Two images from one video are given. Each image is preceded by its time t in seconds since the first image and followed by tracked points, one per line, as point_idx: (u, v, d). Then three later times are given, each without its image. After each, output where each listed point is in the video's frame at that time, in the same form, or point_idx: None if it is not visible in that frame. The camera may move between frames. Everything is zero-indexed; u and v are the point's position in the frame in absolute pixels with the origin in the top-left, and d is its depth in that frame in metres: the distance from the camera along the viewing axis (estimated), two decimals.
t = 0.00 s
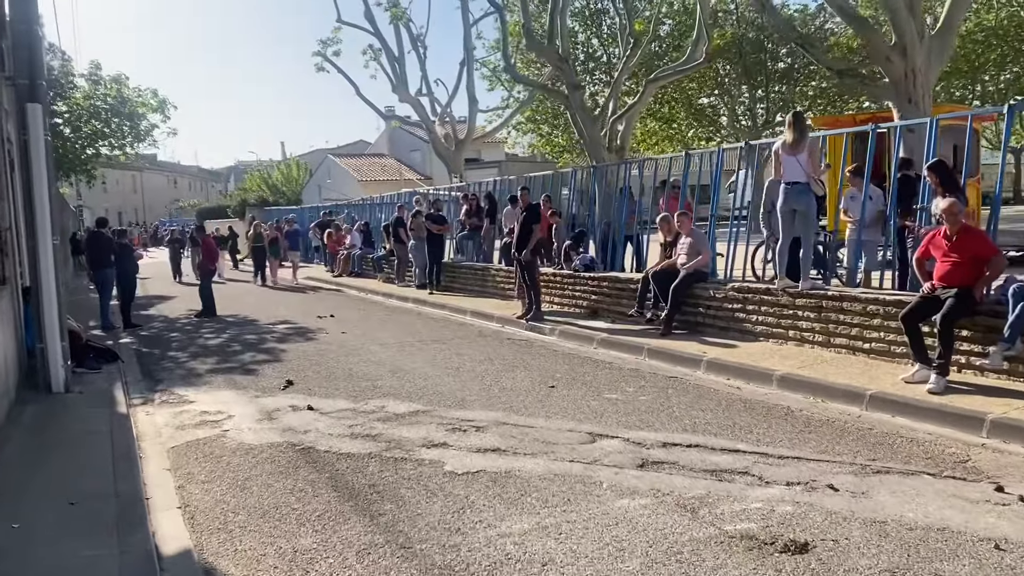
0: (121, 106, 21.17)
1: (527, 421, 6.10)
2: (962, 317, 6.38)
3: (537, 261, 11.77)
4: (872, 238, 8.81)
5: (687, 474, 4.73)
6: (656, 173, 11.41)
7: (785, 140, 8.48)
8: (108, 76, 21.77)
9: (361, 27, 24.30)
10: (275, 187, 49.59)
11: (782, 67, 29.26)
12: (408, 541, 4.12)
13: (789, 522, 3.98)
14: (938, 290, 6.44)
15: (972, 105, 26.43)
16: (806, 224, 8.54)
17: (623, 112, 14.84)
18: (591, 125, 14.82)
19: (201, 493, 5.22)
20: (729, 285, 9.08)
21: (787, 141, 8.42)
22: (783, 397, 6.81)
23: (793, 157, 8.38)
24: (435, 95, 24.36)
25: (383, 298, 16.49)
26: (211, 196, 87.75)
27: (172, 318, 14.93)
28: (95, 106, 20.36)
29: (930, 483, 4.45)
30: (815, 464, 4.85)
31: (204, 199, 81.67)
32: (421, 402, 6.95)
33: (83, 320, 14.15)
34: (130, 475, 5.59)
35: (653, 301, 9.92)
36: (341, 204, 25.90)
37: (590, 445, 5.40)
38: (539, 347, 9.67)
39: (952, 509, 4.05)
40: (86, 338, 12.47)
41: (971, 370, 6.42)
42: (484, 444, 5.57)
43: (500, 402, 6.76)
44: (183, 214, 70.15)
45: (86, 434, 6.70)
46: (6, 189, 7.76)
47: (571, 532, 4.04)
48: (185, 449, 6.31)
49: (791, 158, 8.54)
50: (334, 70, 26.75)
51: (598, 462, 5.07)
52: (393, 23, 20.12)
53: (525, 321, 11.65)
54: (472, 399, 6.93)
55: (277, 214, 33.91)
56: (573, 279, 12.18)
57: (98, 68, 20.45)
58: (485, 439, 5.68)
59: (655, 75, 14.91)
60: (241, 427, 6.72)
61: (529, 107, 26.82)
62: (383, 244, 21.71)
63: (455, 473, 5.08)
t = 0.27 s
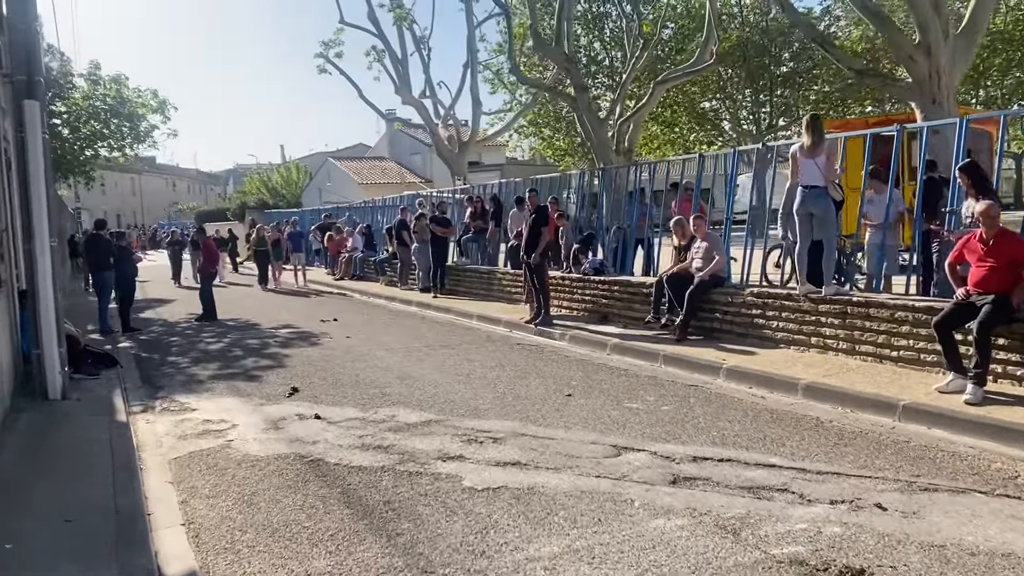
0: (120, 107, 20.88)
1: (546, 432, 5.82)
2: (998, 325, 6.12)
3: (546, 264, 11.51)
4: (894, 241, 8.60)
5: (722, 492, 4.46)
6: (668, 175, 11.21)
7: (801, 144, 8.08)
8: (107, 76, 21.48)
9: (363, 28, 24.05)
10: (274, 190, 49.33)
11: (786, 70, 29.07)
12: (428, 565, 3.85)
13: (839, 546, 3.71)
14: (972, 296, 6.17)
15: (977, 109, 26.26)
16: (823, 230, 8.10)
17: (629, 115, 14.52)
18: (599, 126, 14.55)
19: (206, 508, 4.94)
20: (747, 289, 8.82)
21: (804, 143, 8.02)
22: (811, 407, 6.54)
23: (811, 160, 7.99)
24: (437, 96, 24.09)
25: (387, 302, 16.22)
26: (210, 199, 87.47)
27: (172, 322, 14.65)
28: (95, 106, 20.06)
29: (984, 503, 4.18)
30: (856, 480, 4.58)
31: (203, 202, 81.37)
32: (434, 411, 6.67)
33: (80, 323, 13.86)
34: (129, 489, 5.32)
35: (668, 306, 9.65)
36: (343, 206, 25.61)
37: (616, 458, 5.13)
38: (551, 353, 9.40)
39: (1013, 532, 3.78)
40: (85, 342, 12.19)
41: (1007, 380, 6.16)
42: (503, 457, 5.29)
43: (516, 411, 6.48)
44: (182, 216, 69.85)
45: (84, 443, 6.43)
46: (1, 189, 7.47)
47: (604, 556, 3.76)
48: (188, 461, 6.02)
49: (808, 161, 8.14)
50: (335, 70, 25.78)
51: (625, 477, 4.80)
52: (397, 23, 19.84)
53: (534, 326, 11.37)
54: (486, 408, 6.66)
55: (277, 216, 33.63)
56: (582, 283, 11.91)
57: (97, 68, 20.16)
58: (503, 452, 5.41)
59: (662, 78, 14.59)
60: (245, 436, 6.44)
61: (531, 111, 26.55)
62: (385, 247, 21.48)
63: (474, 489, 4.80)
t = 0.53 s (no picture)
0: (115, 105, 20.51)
1: (563, 447, 5.55)
2: None
3: (553, 269, 11.24)
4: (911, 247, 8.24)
5: (757, 515, 4.19)
6: (677, 177, 10.96)
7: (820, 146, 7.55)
8: (103, 73, 21.11)
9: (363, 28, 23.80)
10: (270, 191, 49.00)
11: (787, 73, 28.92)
12: None
13: None
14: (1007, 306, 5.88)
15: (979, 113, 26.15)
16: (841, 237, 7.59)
17: (638, 115, 14.34)
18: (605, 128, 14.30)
19: (205, 530, 4.65)
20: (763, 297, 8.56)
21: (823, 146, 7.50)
22: (837, 420, 6.28)
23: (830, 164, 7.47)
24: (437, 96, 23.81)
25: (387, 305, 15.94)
26: (205, 199, 87.06)
27: (167, 325, 14.32)
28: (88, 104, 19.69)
29: None
30: (899, 503, 4.31)
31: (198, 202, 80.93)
32: (443, 423, 6.38)
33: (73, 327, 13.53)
34: (124, 507, 5.02)
35: (680, 313, 9.38)
36: (341, 208, 25.31)
37: (640, 477, 4.86)
38: (560, 361, 9.13)
39: None
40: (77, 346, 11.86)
41: None
42: (520, 474, 5.01)
43: (529, 424, 6.20)
44: (177, 216, 69.43)
45: (75, 456, 6.12)
46: None
47: None
48: (185, 475, 5.72)
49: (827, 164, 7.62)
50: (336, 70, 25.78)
51: (651, 497, 4.53)
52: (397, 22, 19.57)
53: (540, 331, 11.11)
54: (497, 420, 6.38)
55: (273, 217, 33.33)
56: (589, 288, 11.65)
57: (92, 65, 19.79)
58: (518, 469, 5.14)
59: (670, 78, 14.46)
60: (245, 449, 6.15)
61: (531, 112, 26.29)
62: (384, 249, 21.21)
63: (491, 510, 4.53)
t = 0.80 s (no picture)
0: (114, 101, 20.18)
1: (584, 455, 5.28)
2: None
3: (561, 268, 10.96)
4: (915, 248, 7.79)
5: (798, 532, 3.91)
6: (689, 175, 10.71)
7: (841, 143, 7.24)
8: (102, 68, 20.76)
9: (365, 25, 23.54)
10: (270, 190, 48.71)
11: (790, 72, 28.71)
12: None
13: None
14: None
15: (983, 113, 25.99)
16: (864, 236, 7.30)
17: (645, 112, 14.02)
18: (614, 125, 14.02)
19: (205, 542, 4.37)
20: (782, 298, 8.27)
21: (845, 142, 7.19)
22: (866, 427, 6.01)
23: (853, 160, 7.17)
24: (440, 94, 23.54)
25: (390, 305, 15.67)
26: (204, 198, 86.76)
27: (166, 324, 14.03)
28: (86, 101, 19.36)
29: None
30: (948, 519, 4.04)
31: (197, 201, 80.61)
32: (454, 429, 6.10)
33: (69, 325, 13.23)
34: (120, 518, 4.74)
35: (694, 315, 9.10)
36: (342, 207, 25.03)
37: (668, 488, 4.58)
38: (571, 363, 8.85)
39: None
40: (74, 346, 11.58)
41: None
42: (540, 485, 4.73)
43: (545, 431, 5.93)
44: (175, 215, 69.14)
45: (69, 461, 5.85)
46: None
47: None
48: (184, 483, 5.43)
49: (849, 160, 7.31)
50: (338, 67, 25.69)
51: (682, 510, 4.25)
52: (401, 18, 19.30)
53: (548, 332, 10.82)
54: (511, 426, 6.11)
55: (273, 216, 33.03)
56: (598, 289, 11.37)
57: (91, 61, 19.45)
58: (537, 478, 4.86)
59: (680, 75, 14.10)
60: (247, 455, 5.87)
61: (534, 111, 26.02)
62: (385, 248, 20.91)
63: (510, 523, 4.25)
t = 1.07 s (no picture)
0: (116, 98, 19.88)
1: (611, 473, 4.99)
2: None
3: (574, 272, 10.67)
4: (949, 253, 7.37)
5: (854, 563, 3.62)
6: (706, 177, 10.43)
7: (873, 144, 6.89)
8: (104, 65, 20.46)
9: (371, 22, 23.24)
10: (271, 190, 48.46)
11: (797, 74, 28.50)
12: None
13: None
14: None
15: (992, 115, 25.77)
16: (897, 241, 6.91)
17: (659, 111, 13.72)
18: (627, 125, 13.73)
19: (212, 568, 4.07)
20: (807, 305, 7.98)
21: (877, 143, 6.83)
22: (905, 443, 5.71)
23: (886, 162, 6.81)
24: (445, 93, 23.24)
25: (395, 308, 15.38)
26: (205, 197, 86.50)
27: (167, 326, 13.73)
28: (87, 98, 19.05)
29: None
30: (1016, 550, 3.74)
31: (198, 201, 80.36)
32: (471, 442, 5.80)
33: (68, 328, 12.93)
34: (119, 539, 4.44)
35: (715, 321, 8.80)
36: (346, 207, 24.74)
37: (707, 513, 4.28)
38: (587, 371, 8.56)
39: None
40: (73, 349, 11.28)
41: None
42: (568, 507, 4.44)
43: (568, 446, 5.63)
44: (176, 215, 68.90)
45: (66, 475, 5.55)
46: None
47: None
48: (188, 500, 5.13)
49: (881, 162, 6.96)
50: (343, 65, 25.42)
51: (724, 536, 3.97)
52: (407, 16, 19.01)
53: (560, 338, 10.54)
54: (532, 440, 5.81)
55: (275, 215, 32.77)
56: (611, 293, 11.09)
57: (92, 58, 19.15)
58: (564, 499, 4.58)
59: (695, 73, 13.81)
60: (254, 470, 5.57)
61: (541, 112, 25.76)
62: (390, 249, 20.60)
63: (540, 549, 3.97)
